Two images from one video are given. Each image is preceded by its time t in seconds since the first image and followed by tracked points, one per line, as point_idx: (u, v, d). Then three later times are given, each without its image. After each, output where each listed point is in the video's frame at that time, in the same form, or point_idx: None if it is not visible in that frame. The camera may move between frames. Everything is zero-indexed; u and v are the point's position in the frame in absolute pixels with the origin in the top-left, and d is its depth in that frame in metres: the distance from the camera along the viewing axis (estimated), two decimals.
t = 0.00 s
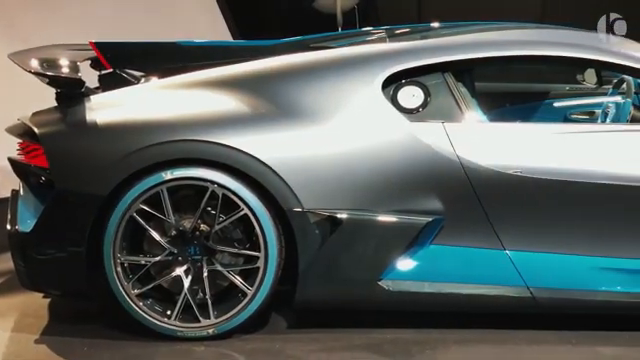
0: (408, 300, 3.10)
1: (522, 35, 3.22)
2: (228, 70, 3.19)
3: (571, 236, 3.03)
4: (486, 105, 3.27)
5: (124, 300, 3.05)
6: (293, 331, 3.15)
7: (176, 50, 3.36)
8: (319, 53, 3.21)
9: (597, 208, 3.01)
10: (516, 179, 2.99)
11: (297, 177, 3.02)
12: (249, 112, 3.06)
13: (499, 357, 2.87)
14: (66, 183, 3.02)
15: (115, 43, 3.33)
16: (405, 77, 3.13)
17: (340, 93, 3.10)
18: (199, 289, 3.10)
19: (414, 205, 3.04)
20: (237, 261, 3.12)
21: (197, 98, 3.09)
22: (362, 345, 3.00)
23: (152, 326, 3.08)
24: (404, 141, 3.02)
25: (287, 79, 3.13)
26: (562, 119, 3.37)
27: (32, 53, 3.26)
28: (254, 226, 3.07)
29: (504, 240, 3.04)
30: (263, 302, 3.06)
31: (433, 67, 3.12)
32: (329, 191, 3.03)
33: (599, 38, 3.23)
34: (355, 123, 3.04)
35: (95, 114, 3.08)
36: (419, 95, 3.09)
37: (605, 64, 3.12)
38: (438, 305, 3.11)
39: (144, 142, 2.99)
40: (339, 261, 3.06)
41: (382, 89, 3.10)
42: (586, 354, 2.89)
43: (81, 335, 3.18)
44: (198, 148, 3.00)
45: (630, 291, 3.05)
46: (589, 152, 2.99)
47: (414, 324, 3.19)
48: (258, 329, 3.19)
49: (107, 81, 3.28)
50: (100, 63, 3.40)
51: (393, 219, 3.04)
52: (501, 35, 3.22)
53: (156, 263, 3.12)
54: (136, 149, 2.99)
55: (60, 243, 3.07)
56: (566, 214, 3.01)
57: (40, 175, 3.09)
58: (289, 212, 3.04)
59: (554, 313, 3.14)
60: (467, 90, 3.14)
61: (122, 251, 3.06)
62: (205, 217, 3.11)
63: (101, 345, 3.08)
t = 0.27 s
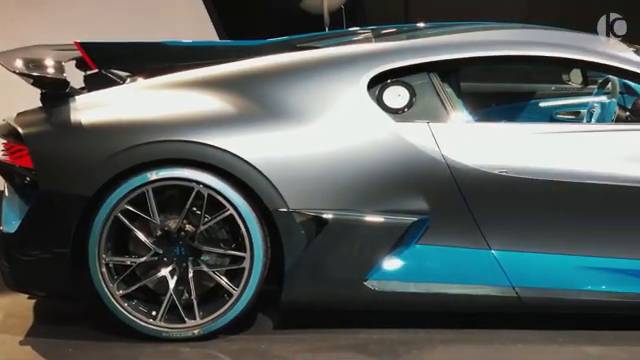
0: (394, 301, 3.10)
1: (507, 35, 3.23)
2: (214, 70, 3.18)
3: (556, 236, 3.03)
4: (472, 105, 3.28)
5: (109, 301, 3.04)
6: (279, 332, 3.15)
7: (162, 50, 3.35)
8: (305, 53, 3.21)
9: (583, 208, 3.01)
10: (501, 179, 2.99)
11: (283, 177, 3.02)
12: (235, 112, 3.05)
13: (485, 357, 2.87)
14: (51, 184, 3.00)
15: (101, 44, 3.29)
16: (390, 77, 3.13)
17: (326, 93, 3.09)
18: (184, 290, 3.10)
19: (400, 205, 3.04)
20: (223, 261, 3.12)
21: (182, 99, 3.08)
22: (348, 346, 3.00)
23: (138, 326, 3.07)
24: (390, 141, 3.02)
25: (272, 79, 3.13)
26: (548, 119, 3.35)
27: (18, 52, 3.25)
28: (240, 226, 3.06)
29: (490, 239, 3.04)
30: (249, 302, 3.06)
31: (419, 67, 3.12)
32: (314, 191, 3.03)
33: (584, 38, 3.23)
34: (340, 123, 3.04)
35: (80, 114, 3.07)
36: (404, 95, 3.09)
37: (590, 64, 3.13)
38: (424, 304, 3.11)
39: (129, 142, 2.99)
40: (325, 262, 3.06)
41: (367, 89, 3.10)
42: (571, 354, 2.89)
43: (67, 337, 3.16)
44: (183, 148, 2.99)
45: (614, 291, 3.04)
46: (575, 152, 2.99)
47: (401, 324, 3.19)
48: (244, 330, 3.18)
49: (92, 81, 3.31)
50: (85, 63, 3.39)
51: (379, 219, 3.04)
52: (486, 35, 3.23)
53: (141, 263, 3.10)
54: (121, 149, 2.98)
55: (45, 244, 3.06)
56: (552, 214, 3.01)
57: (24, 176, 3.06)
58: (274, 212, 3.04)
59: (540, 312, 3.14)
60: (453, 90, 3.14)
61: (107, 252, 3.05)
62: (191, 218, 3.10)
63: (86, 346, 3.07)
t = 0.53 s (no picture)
0: (380, 301, 3.10)
1: (493, 36, 3.23)
2: (199, 71, 3.18)
3: (541, 236, 3.03)
4: (457, 106, 3.29)
5: (93, 303, 3.03)
6: (265, 333, 3.14)
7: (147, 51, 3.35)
8: (290, 55, 3.21)
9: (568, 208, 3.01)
10: (485, 179, 2.99)
11: (268, 178, 3.01)
12: (219, 114, 3.05)
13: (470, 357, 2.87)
14: (35, 186, 2.99)
15: (85, 45, 3.31)
16: (375, 79, 3.13)
17: (311, 94, 3.10)
18: (169, 292, 3.12)
19: (385, 206, 3.04)
20: (208, 263, 3.11)
21: (167, 100, 3.08)
22: (333, 347, 3.00)
23: (122, 328, 3.06)
24: (374, 142, 3.02)
25: (257, 80, 3.13)
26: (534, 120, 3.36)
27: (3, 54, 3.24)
28: (225, 228, 3.06)
29: (475, 240, 3.04)
30: (234, 304, 3.05)
31: (404, 68, 3.12)
32: (299, 193, 3.03)
33: (571, 40, 3.23)
34: (325, 124, 3.04)
35: (64, 116, 3.06)
36: (389, 96, 3.09)
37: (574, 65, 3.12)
38: (409, 305, 3.11)
39: (113, 144, 2.98)
40: (310, 263, 3.06)
41: (352, 90, 3.10)
42: (556, 354, 2.89)
43: (51, 339, 3.15)
44: (168, 150, 2.98)
45: (599, 291, 3.05)
46: (559, 153, 2.98)
47: (386, 325, 3.19)
48: (230, 331, 3.18)
49: (77, 82, 3.32)
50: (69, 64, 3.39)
51: (364, 220, 3.04)
52: (472, 36, 3.23)
53: (126, 265, 3.12)
54: (105, 151, 2.97)
55: (29, 246, 3.05)
56: (537, 214, 3.01)
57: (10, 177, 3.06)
58: (259, 213, 3.03)
59: (525, 313, 3.14)
60: (437, 91, 3.16)
61: (92, 253, 3.04)
62: (176, 219, 3.10)
63: (71, 348, 3.06)
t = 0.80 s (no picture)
0: (366, 302, 3.09)
1: (478, 36, 3.23)
2: (184, 71, 3.17)
3: (526, 237, 3.03)
4: (443, 106, 3.29)
5: (78, 305, 3.02)
6: (251, 334, 3.14)
7: (132, 52, 3.34)
8: (276, 54, 3.20)
9: (553, 208, 3.01)
10: (471, 179, 2.99)
11: (253, 179, 3.01)
12: (204, 114, 3.04)
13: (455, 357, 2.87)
14: (19, 187, 2.98)
15: (69, 46, 3.29)
16: (360, 79, 3.12)
17: (296, 94, 3.09)
18: (154, 293, 3.10)
19: (370, 206, 3.04)
20: (194, 264, 3.10)
21: (152, 101, 3.07)
22: (319, 348, 2.99)
23: (107, 330, 3.05)
24: (360, 142, 3.02)
25: (242, 80, 3.12)
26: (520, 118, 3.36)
27: None
28: (210, 229, 3.05)
29: (460, 240, 3.04)
30: (219, 305, 3.05)
31: (390, 68, 3.12)
32: (284, 193, 3.02)
33: (555, 40, 3.23)
34: (310, 125, 3.04)
35: (48, 116, 3.05)
36: (375, 96, 3.09)
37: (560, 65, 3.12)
38: (395, 306, 3.11)
39: (97, 144, 2.97)
40: (296, 263, 3.06)
41: (337, 91, 3.10)
42: (541, 354, 2.89)
43: (36, 341, 3.14)
44: (152, 150, 2.97)
45: (585, 291, 3.04)
46: (543, 152, 2.99)
47: (372, 326, 3.18)
48: (216, 332, 3.17)
49: (62, 84, 3.30)
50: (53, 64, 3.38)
51: (350, 220, 3.04)
52: (457, 36, 3.23)
53: (110, 266, 3.10)
54: (89, 152, 2.96)
55: (12, 247, 3.03)
56: (522, 214, 3.01)
57: None
58: (245, 214, 3.02)
59: (511, 312, 3.14)
60: (423, 91, 3.15)
61: (76, 255, 3.03)
62: (161, 220, 3.09)
63: (55, 349, 3.04)
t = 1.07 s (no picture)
0: (352, 303, 3.09)
1: (464, 37, 3.23)
2: (168, 72, 3.15)
3: (511, 237, 3.03)
4: (429, 106, 3.28)
5: (61, 307, 3.01)
6: (237, 335, 3.13)
7: (116, 51, 3.32)
8: (261, 55, 3.19)
9: (538, 208, 3.00)
10: (456, 180, 2.99)
11: (238, 180, 3.00)
12: (189, 114, 3.02)
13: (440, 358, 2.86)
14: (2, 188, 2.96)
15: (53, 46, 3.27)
16: (344, 80, 3.12)
17: (281, 95, 3.08)
18: (138, 294, 3.09)
19: (355, 207, 3.03)
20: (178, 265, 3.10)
21: (136, 101, 3.05)
22: (304, 349, 2.98)
23: (91, 332, 3.04)
24: (344, 142, 3.01)
25: (227, 80, 3.11)
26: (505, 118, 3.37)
27: None
28: (194, 230, 3.03)
29: (446, 240, 3.04)
30: (203, 306, 3.04)
31: (375, 68, 3.11)
32: (269, 194, 3.02)
33: (540, 40, 3.23)
34: (295, 125, 3.03)
35: (30, 117, 3.02)
36: (359, 96, 3.08)
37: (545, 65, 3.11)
38: (380, 306, 3.10)
39: (80, 145, 2.95)
40: (281, 264, 3.05)
41: (322, 91, 3.09)
42: (526, 354, 2.89)
43: (20, 343, 3.12)
44: (136, 151, 2.96)
45: (570, 291, 3.05)
46: (528, 153, 2.98)
47: (358, 326, 3.18)
48: (201, 334, 3.16)
49: (46, 85, 3.26)
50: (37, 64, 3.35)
51: (335, 220, 3.03)
52: (443, 36, 3.23)
53: (94, 268, 3.09)
54: (72, 153, 2.94)
55: None
56: (507, 214, 3.01)
57: None
58: (229, 215, 3.02)
59: (496, 312, 3.15)
60: (408, 91, 3.15)
61: (59, 256, 3.01)
62: (145, 222, 3.08)
63: (39, 352, 3.03)
